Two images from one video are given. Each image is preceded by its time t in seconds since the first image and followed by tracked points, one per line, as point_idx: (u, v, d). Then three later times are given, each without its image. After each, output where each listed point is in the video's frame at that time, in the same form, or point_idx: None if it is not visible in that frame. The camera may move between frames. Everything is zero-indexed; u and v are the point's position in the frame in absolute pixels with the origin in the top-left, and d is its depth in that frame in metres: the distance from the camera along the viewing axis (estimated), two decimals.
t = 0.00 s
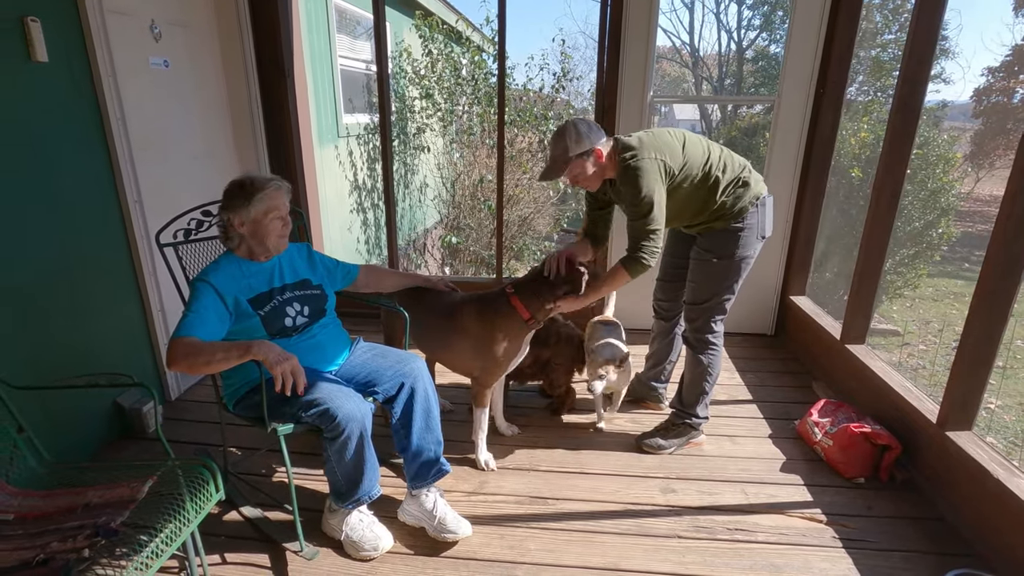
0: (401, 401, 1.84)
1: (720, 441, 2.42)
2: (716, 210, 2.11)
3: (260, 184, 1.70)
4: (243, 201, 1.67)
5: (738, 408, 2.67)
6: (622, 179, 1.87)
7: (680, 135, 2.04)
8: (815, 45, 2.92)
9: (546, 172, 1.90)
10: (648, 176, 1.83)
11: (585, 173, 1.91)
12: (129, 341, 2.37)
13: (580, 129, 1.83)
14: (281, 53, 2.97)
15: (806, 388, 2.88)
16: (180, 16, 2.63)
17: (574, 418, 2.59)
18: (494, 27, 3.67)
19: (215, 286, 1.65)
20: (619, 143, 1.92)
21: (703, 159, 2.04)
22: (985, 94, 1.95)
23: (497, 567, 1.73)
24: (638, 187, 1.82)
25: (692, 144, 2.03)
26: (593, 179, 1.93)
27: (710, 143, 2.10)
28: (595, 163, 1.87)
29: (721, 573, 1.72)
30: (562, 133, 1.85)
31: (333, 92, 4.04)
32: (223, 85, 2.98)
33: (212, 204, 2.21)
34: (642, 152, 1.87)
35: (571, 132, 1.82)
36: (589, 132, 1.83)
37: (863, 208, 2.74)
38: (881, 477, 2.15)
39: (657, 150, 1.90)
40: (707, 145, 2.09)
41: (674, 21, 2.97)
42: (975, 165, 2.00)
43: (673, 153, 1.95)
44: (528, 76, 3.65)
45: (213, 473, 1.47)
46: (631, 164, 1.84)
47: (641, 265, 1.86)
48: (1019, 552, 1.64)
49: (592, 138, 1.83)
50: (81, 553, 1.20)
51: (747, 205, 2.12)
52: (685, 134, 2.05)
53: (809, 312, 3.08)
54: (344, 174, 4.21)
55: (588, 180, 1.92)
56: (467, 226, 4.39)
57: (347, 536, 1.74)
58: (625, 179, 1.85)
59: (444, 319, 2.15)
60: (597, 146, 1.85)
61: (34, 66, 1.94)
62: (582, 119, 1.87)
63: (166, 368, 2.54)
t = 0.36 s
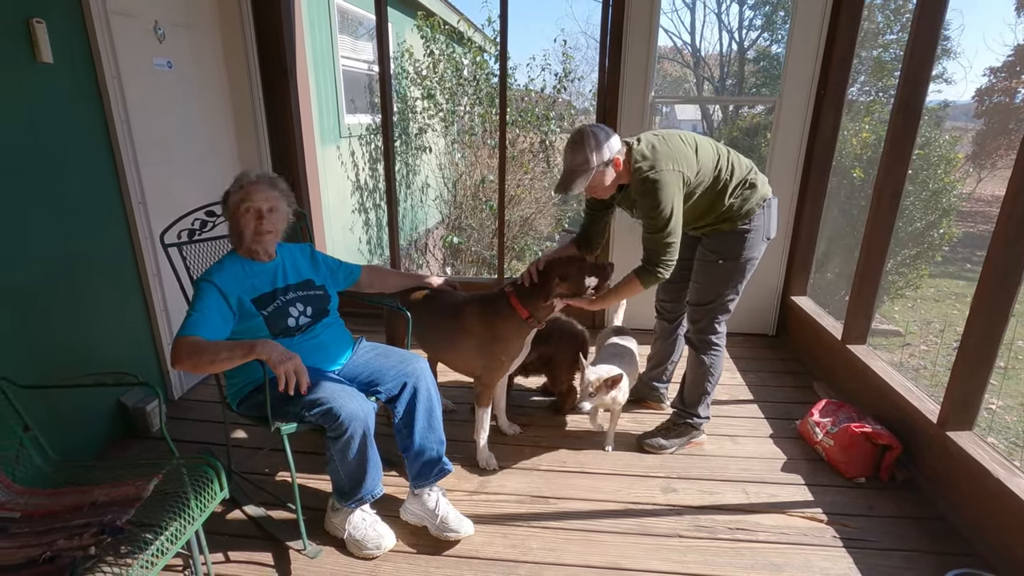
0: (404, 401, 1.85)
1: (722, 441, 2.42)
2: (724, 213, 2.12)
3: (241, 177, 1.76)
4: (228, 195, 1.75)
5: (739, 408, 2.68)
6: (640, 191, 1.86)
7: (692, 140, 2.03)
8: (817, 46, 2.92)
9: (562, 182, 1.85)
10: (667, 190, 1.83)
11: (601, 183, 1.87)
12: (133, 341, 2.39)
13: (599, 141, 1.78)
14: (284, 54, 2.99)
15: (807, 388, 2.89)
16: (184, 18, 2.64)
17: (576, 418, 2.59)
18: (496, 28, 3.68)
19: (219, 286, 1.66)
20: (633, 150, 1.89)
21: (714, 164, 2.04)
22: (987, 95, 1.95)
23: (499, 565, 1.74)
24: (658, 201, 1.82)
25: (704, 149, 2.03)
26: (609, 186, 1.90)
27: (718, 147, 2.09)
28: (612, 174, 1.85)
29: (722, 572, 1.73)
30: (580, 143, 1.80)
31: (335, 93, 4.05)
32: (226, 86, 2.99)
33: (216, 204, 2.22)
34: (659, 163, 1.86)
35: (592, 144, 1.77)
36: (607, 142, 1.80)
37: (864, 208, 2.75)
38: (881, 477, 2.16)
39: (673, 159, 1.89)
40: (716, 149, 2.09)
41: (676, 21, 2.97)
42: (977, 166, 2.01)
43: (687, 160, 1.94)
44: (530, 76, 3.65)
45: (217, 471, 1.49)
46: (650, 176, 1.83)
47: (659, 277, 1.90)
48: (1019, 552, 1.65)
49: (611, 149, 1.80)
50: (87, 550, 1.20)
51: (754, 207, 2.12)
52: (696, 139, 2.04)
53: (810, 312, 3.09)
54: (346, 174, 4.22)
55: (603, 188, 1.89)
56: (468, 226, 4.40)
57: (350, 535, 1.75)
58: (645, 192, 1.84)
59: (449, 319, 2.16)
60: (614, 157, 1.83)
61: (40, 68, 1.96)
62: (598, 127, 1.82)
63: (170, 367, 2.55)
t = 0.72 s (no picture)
0: (405, 401, 1.85)
1: (722, 441, 2.43)
2: (726, 216, 2.12)
3: (234, 180, 1.80)
4: (224, 198, 1.79)
5: (739, 409, 2.68)
6: (650, 202, 1.86)
7: (695, 144, 2.03)
8: (817, 46, 2.93)
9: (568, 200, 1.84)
10: (677, 198, 1.83)
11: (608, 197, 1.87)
12: (135, 341, 2.39)
13: (608, 158, 1.78)
14: (285, 55, 2.99)
15: (807, 388, 2.89)
16: (186, 19, 2.65)
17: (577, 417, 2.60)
18: (497, 28, 3.68)
19: (220, 287, 1.67)
20: (639, 160, 1.88)
21: (717, 168, 2.05)
22: (988, 95, 1.96)
23: (499, 565, 1.75)
24: (668, 210, 1.82)
25: (707, 153, 2.04)
26: (616, 198, 1.91)
27: (720, 151, 2.10)
28: (619, 189, 1.86)
29: (722, 572, 1.73)
30: (587, 161, 1.78)
31: (336, 93, 4.06)
32: (227, 87, 3.00)
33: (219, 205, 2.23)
34: (666, 170, 1.86)
35: (600, 163, 1.76)
36: (613, 157, 1.80)
37: (864, 209, 2.76)
38: (881, 477, 2.16)
39: (679, 166, 1.90)
40: (719, 153, 2.10)
41: (676, 21, 2.98)
42: (977, 166, 2.01)
43: (693, 166, 1.95)
44: (530, 77, 3.68)
45: (219, 470, 1.49)
46: (659, 186, 1.83)
47: (669, 283, 1.93)
48: (1018, 551, 1.65)
49: (618, 165, 1.80)
50: (91, 548, 1.21)
51: (756, 209, 2.13)
52: (699, 143, 2.05)
53: (810, 312, 3.09)
54: (347, 174, 4.24)
55: (610, 201, 1.89)
56: (469, 226, 4.41)
57: (351, 534, 1.75)
58: (655, 204, 1.84)
59: (452, 321, 2.17)
60: (622, 172, 1.82)
61: (43, 69, 1.97)
62: (604, 141, 1.80)
63: (173, 368, 2.56)
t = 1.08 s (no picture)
0: (405, 401, 1.86)
1: (722, 441, 2.43)
2: (726, 216, 2.12)
3: (237, 180, 1.81)
4: (226, 198, 1.80)
5: (739, 409, 2.68)
6: (647, 201, 1.87)
7: (694, 144, 2.04)
8: (818, 46, 2.93)
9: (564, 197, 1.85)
10: (674, 198, 1.84)
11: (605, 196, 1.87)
12: (135, 341, 2.40)
13: (606, 157, 1.78)
14: (286, 55, 2.99)
15: (807, 388, 2.90)
16: (187, 20, 2.65)
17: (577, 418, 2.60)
18: (497, 28, 3.69)
19: (222, 287, 1.68)
20: (637, 159, 1.89)
21: (716, 168, 2.05)
22: (989, 95, 1.96)
23: (499, 564, 1.75)
24: (665, 208, 1.82)
25: (705, 152, 2.04)
26: (612, 198, 1.91)
27: (720, 150, 2.11)
28: (616, 188, 1.86)
29: (721, 571, 1.74)
30: (585, 159, 1.79)
31: (337, 93, 4.07)
32: (228, 88, 3.01)
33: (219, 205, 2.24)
34: (663, 169, 1.87)
35: (597, 162, 1.77)
36: (611, 156, 1.80)
37: (865, 209, 2.76)
38: (880, 477, 2.16)
39: (677, 164, 1.90)
40: (718, 153, 2.10)
41: (676, 21, 2.98)
42: (978, 166, 2.01)
43: (691, 165, 1.95)
44: (530, 77, 3.69)
45: (220, 470, 1.50)
46: (656, 184, 1.84)
47: (660, 280, 1.94)
48: (1018, 552, 1.65)
49: (616, 165, 1.80)
50: (92, 547, 1.22)
51: (756, 209, 2.13)
52: (698, 143, 2.06)
53: (811, 312, 3.10)
54: (348, 175, 4.25)
55: (606, 201, 1.90)
56: (469, 227, 4.41)
57: (351, 534, 1.76)
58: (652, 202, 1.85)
59: (453, 321, 2.17)
60: (620, 172, 1.83)
61: (45, 70, 1.97)
62: (604, 139, 1.81)
63: (174, 368, 2.57)
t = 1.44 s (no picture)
0: (406, 400, 1.87)
1: (722, 441, 2.43)
2: (725, 215, 2.13)
3: (239, 180, 1.82)
4: (228, 198, 1.81)
5: (739, 409, 2.69)
6: (639, 195, 1.88)
7: (692, 143, 2.05)
8: (819, 47, 2.93)
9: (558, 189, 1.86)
10: (664, 192, 1.85)
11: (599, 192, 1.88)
12: (137, 341, 2.40)
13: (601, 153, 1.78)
14: (288, 55, 3.00)
15: (808, 388, 2.90)
16: (189, 21, 2.66)
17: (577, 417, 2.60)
18: (498, 29, 3.69)
19: (224, 287, 1.68)
20: (633, 155, 1.90)
21: (713, 167, 2.05)
22: (990, 95, 1.96)
23: (500, 563, 1.76)
24: (654, 203, 1.84)
25: (702, 151, 2.05)
26: (607, 195, 1.91)
27: (717, 150, 2.12)
28: (610, 184, 1.86)
29: (722, 571, 1.74)
30: (579, 152, 1.80)
31: (339, 93, 4.08)
32: (230, 88, 3.02)
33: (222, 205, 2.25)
34: (658, 164, 1.88)
35: (591, 157, 1.78)
36: (607, 153, 1.80)
37: (866, 209, 2.76)
38: (881, 477, 2.17)
39: (672, 161, 1.91)
40: (715, 152, 2.11)
41: (678, 22, 2.99)
42: (980, 166, 2.01)
43: (687, 163, 1.96)
44: (532, 78, 3.70)
45: (222, 468, 1.50)
46: (649, 178, 1.85)
47: (643, 277, 1.95)
48: (1020, 552, 1.65)
49: (610, 162, 1.81)
50: (96, 545, 1.23)
51: (756, 209, 2.14)
52: (696, 143, 2.07)
53: (811, 313, 3.10)
54: (349, 175, 4.26)
55: (602, 197, 1.90)
56: (470, 227, 4.42)
57: (353, 533, 1.76)
58: (644, 197, 1.86)
59: (453, 321, 2.18)
60: (614, 169, 1.83)
61: (48, 71, 1.98)
62: (601, 135, 1.82)
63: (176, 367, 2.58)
